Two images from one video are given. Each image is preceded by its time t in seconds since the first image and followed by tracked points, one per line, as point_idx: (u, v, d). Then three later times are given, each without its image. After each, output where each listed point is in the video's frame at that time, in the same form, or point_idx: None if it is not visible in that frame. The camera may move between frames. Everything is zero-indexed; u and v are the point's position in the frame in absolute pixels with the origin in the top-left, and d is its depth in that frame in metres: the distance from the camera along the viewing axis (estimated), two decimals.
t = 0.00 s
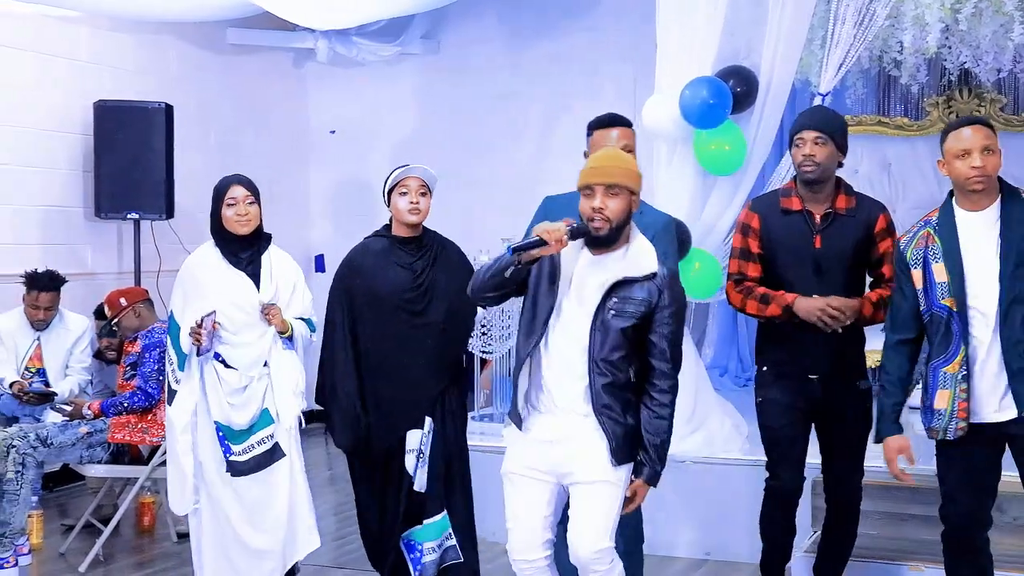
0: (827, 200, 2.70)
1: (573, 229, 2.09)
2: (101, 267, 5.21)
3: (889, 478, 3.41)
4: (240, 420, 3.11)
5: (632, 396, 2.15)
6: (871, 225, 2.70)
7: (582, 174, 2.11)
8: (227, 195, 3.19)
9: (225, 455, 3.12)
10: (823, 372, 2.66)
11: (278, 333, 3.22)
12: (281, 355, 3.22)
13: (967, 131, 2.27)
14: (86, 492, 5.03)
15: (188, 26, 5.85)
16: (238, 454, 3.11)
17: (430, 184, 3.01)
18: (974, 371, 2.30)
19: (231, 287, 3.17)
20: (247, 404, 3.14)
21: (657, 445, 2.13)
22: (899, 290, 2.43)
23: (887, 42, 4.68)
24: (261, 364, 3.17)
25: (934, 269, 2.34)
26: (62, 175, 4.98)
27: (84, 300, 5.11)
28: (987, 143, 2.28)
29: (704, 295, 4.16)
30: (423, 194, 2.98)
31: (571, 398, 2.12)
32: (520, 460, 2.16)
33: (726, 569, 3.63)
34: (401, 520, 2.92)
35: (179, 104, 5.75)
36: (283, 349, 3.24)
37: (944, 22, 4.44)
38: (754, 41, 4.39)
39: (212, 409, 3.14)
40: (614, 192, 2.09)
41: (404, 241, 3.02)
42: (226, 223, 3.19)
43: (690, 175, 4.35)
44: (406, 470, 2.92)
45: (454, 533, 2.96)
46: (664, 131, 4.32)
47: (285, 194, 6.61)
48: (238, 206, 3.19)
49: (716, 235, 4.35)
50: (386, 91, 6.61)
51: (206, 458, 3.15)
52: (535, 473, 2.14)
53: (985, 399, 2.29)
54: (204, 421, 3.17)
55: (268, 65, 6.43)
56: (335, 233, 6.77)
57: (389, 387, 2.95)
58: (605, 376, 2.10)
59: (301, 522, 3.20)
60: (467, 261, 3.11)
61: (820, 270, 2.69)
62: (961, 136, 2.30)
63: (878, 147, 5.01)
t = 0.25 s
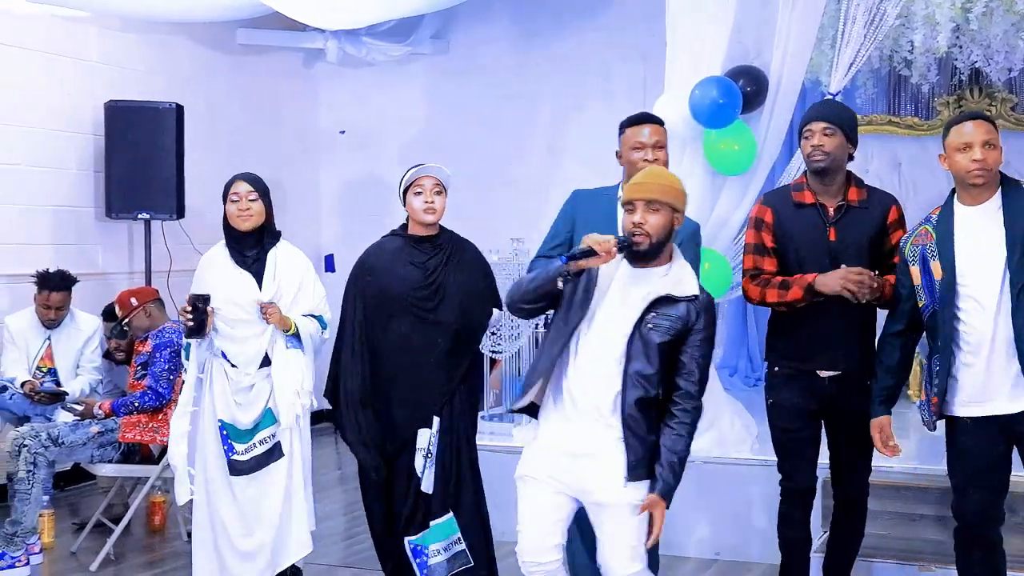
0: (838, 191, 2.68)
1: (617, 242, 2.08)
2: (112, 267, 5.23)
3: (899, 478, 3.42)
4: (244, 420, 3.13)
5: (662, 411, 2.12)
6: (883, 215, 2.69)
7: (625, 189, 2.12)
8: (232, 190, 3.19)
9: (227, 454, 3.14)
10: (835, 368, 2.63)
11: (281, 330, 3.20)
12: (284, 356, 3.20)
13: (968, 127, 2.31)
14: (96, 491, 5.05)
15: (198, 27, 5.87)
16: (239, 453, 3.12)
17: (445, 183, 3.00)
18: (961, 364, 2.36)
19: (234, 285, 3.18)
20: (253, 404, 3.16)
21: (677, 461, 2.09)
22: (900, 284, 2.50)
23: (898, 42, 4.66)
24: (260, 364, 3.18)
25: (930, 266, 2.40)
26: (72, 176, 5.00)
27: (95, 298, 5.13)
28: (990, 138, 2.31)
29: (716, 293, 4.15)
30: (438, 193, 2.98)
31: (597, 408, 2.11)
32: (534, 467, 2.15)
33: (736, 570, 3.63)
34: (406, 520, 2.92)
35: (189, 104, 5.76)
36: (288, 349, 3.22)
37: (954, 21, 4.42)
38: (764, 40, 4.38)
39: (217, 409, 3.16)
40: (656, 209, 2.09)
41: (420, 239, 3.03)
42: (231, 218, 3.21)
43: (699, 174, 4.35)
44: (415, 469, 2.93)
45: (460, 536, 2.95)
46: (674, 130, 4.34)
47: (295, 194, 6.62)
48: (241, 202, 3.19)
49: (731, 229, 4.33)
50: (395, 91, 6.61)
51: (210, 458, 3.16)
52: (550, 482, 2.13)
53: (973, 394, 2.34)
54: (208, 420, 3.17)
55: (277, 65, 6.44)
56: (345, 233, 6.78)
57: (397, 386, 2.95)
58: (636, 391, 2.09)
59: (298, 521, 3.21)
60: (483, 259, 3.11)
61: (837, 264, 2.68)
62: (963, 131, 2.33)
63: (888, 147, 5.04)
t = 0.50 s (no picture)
0: (839, 192, 2.68)
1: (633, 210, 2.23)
2: (125, 267, 5.26)
3: (908, 477, 3.42)
4: (267, 419, 3.15)
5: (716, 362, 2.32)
6: (884, 215, 2.68)
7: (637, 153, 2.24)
8: (250, 190, 3.24)
9: (250, 455, 3.17)
10: (844, 369, 2.63)
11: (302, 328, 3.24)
12: (305, 354, 3.23)
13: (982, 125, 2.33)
14: (108, 490, 5.07)
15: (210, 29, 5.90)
16: (262, 454, 3.16)
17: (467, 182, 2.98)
18: (976, 364, 2.36)
19: (257, 288, 3.21)
20: (276, 404, 3.18)
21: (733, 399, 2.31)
22: (912, 286, 2.49)
23: (908, 42, 4.68)
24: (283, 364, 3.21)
25: (942, 266, 2.40)
26: (86, 177, 5.04)
27: (108, 299, 5.17)
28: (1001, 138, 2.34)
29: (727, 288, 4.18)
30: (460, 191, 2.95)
31: (660, 375, 2.27)
32: (598, 448, 2.29)
33: (746, 570, 3.64)
34: (408, 516, 2.90)
35: (200, 106, 5.79)
36: (309, 347, 3.25)
37: (965, 21, 4.44)
38: (774, 40, 4.39)
39: (240, 409, 3.19)
40: (668, 171, 2.24)
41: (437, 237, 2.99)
42: (248, 219, 3.24)
43: (709, 177, 4.36)
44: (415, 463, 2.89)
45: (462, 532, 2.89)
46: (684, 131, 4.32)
47: (306, 195, 6.65)
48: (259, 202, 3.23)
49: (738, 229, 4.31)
50: (406, 92, 6.63)
51: (229, 459, 3.17)
52: (611, 455, 2.28)
53: (989, 392, 2.34)
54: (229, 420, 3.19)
55: (288, 66, 6.46)
56: (355, 234, 6.80)
57: (404, 383, 2.93)
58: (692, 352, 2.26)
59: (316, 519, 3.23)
60: (508, 254, 3.04)
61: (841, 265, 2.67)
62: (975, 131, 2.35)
63: (898, 147, 4.96)
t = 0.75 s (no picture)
0: (837, 198, 2.69)
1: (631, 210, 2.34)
2: (145, 268, 5.43)
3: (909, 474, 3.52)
4: (297, 415, 3.23)
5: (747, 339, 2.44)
6: (882, 217, 2.69)
7: (625, 157, 2.37)
8: (275, 190, 3.28)
9: (280, 450, 3.22)
10: (840, 365, 2.65)
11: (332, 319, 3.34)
12: (335, 346, 3.34)
13: (995, 131, 2.43)
14: (127, 485, 5.20)
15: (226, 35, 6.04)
16: (292, 449, 3.22)
17: (485, 190, 3.05)
18: (991, 356, 2.47)
19: (283, 287, 3.28)
20: (303, 400, 3.25)
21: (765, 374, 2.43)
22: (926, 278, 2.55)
23: (909, 47, 4.78)
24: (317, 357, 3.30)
25: (955, 260, 2.50)
26: (106, 180, 5.18)
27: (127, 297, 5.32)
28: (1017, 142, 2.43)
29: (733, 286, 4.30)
30: (473, 198, 3.03)
31: (693, 362, 2.39)
32: (634, 443, 2.40)
33: (749, 563, 3.74)
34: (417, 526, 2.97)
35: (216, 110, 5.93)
36: (337, 339, 3.35)
37: (965, 26, 4.53)
38: (778, 45, 4.48)
39: (270, 405, 3.24)
40: (656, 172, 2.36)
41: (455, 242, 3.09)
42: (271, 218, 3.29)
43: (715, 180, 4.43)
44: (427, 476, 2.97)
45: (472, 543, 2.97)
46: (689, 136, 4.40)
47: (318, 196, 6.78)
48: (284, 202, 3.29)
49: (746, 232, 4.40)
50: (416, 96, 6.73)
51: (256, 456, 3.21)
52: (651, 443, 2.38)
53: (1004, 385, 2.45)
54: (258, 417, 3.24)
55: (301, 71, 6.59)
56: (366, 234, 6.92)
57: (411, 394, 3.02)
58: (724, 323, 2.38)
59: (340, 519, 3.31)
60: (525, 259, 3.12)
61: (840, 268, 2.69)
62: (992, 135, 2.44)
63: (900, 149, 5.09)
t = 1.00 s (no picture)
0: (849, 195, 2.74)
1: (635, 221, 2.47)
2: (165, 269, 5.65)
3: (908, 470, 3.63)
4: (312, 411, 3.35)
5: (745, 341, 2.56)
6: (892, 217, 2.72)
7: (625, 170, 2.50)
8: (290, 193, 3.42)
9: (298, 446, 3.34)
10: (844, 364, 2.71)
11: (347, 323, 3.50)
12: (351, 346, 3.51)
13: None
14: (151, 479, 5.38)
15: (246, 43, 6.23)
16: (311, 443, 3.34)
17: (498, 191, 3.19)
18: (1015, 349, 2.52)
19: (301, 287, 3.40)
20: (316, 397, 3.38)
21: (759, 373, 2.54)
22: (948, 271, 2.60)
23: (908, 54, 4.95)
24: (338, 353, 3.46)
25: (980, 254, 2.55)
26: (130, 184, 5.41)
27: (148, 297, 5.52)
28: None
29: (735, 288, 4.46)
30: (485, 198, 3.17)
31: (694, 362, 2.52)
32: (645, 440, 2.58)
33: (751, 556, 3.87)
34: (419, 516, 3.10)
35: (236, 116, 6.13)
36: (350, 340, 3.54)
37: (962, 34, 4.70)
38: (782, 52, 4.59)
39: (285, 402, 3.36)
40: (659, 181, 2.49)
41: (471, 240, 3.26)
42: (285, 218, 3.41)
43: (718, 182, 4.56)
44: (425, 463, 3.10)
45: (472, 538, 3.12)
46: (693, 140, 4.58)
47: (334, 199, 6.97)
48: (299, 204, 3.41)
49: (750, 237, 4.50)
50: (430, 101, 6.90)
51: (278, 451, 3.35)
52: (659, 441, 2.56)
53: None
54: (274, 414, 3.37)
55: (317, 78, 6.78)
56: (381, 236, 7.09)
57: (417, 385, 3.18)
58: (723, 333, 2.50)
59: (357, 511, 3.46)
60: (533, 252, 3.23)
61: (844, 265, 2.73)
62: None
63: (900, 153, 5.30)
